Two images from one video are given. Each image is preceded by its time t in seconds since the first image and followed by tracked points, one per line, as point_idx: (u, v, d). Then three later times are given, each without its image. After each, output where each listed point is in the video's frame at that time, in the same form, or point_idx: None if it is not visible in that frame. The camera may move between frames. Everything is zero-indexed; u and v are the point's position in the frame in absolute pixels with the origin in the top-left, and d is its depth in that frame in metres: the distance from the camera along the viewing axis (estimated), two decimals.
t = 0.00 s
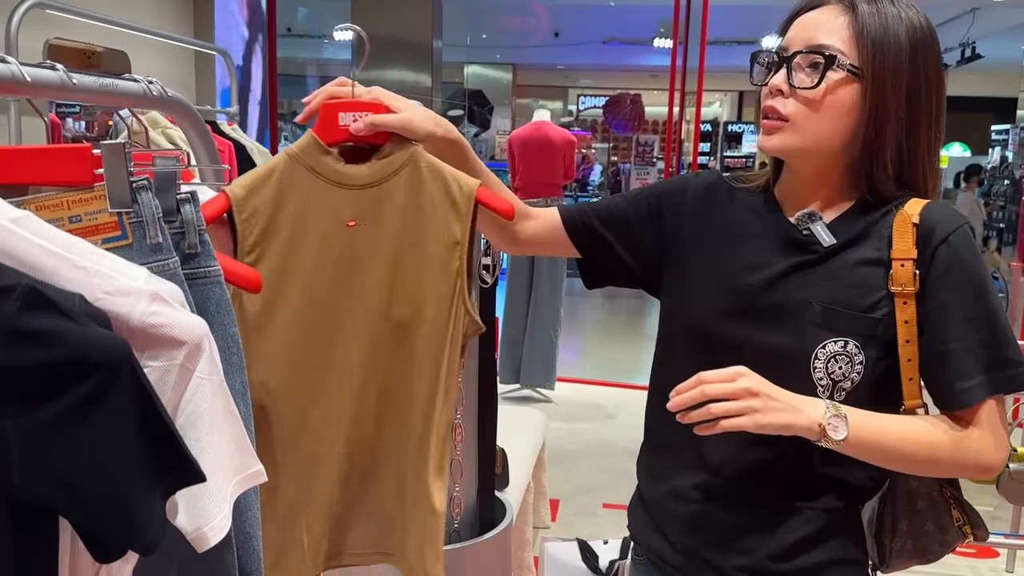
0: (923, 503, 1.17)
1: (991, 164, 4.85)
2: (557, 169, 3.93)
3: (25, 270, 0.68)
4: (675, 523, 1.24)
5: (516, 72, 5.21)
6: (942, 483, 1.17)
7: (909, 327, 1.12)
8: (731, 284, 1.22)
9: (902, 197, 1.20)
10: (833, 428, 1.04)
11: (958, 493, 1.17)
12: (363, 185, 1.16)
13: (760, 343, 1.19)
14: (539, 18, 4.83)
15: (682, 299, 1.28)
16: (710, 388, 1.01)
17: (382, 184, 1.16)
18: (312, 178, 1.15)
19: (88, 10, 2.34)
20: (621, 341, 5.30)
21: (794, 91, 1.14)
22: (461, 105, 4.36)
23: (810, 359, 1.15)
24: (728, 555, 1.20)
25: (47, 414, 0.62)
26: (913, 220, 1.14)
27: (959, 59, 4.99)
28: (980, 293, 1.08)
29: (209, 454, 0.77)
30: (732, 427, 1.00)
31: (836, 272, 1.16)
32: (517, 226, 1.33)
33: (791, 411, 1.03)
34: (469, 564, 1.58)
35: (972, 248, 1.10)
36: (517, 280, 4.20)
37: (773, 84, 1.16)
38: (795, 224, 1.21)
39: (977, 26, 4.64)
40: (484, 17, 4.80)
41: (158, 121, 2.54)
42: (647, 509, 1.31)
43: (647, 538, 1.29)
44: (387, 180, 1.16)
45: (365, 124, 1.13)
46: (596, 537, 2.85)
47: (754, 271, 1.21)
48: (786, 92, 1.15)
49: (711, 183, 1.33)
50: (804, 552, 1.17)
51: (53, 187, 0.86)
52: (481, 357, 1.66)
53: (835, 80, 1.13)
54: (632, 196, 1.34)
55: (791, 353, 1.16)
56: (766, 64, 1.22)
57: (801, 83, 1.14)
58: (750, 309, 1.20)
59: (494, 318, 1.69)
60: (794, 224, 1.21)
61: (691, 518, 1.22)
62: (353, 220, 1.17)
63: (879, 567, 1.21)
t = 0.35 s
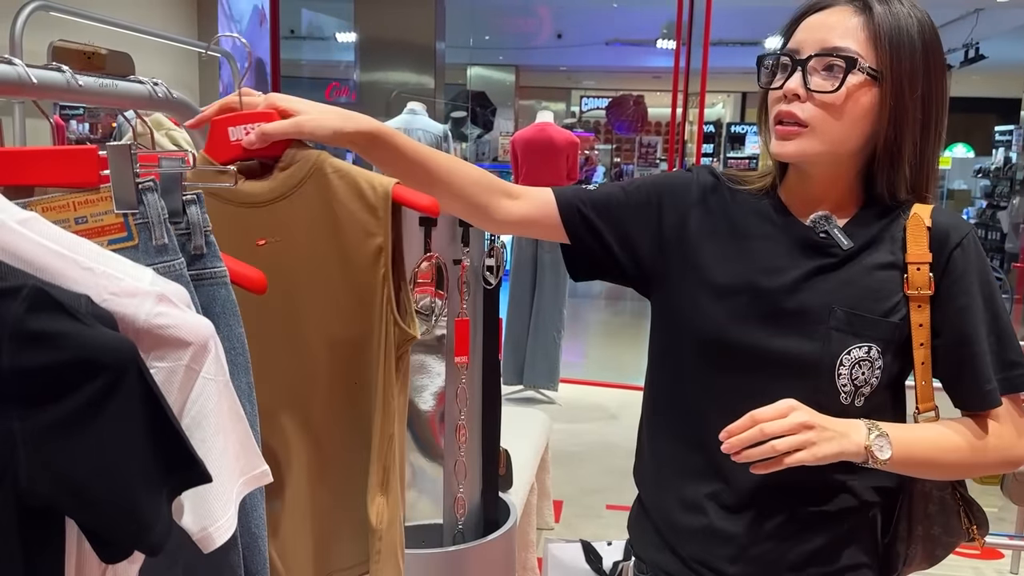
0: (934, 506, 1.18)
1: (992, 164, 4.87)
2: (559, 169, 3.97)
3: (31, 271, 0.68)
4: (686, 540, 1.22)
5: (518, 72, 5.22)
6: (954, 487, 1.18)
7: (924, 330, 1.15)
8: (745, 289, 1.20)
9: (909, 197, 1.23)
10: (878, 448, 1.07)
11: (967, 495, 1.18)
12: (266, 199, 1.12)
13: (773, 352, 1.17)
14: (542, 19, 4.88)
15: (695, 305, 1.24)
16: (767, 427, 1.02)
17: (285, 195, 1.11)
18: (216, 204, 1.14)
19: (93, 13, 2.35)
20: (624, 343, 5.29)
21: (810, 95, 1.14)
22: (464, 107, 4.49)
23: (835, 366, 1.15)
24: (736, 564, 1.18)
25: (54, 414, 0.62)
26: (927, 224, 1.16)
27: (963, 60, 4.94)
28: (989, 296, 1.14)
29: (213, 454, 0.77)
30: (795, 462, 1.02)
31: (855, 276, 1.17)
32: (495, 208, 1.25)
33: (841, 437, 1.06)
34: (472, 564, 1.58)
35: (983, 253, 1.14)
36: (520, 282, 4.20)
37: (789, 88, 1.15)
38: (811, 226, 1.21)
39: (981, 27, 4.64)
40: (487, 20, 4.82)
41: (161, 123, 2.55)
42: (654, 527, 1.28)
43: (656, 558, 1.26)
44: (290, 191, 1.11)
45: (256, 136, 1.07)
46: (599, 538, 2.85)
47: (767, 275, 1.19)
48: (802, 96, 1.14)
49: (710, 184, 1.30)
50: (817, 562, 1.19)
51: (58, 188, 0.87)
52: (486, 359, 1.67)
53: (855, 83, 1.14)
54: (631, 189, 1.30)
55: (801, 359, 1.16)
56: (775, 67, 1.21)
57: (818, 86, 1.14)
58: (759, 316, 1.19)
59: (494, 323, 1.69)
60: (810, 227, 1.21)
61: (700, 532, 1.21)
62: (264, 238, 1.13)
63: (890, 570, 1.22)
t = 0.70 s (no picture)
0: (922, 505, 1.19)
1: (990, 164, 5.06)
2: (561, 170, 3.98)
3: (33, 271, 0.68)
4: (681, 553, 1.19)
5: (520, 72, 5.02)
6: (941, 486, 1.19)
7: (914, 333, 1.16)
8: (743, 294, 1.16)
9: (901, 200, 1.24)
10: (892, 455, 1.07)
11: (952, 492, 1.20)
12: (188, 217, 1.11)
13: (771, 360, 1.14)
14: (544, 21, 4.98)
15: (690, 312, 1.19)
16: (812, 445, 0.99)
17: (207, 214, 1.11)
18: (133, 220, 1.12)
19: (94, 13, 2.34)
20: (625, 344, 5.28)
21: (825, 96, 1.11)
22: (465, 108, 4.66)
23: (834, 372, 1.14)
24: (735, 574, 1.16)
25: (58, 414, 0.62)
26: (919, 227, 1.18)
27: (965, 59, 4.93)
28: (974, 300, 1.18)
29: (215, 455, 0.77)
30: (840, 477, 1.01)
31: (852, 280, 1.16)
32: (471, 211, 1.16)
33: (864, 446, 1.05)
34: (472, 564, 1.58)
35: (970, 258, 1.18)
36: (522, 283, 4.20)
37: (802, 87, 1.11)
38: (806, 228, 1.19)
39: (982, 28, 4.64)
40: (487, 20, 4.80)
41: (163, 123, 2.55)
42: (644, 534, 1.25)
43: (649, 569, 1.23)
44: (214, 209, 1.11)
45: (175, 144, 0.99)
46: (600, 540, 2.85)
47: (759, 279, 1.16)
48: (817, 97, 1.11)
49: (696, 187, 1.24)
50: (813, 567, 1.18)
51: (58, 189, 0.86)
52: (488, 360, 1.67)
53: (869, 87, 1.12)
54: (619, 189, 1.24)
55: (805, 364, 1.14)
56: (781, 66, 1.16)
57: (834, 87, 1.11)
58: (755, 322, 1.16)
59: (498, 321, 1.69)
60: (805, 229, 1.19)
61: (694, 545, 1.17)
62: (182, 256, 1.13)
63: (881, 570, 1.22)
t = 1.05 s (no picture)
0: (903, 507, 1.19)
1: (994, 165, 4.94)
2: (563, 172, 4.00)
3: (36, 274, 0.67)
4: (668, 555, 1.19)
5: (520, 73, 4.81)
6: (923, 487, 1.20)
7: (901, 341, 1.16)
8: (736, 299, 1.15)
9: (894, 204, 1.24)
10: (873, 467, 1.08)
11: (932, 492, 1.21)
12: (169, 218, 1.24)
13: (762, 366, 1.14)
14: (546, 22, 4.92)
15: (678, 316, 1.18)
16: (795, 465, 0.99)
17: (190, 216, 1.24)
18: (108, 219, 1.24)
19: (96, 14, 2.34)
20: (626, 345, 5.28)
21: (818, 96, 1.10)
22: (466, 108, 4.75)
23: (822, 378, 1.14)
24: None
25: (60, 416, 0.62)
26: (910, 235, 1.18)
27: (966, 60, 4.96)
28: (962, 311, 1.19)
29: (219, 457, 0.77)
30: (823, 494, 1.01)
31: (840, 286, 1.16)
32: (454, 209, 1.13)
33: (844, 461, 1.06)
34: (474, 564, 1.58)
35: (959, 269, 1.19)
36: (523, 284, 4.20)
37: (795, 86, 1.11)
38: (798, 233, 1.18)
39: (984, 27, 4.66)
40: (487, 18, 4.74)
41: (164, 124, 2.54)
42: (633, 538, 1.25)
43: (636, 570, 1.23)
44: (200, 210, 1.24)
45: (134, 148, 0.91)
46: (602, 541, 2.84)
47: (751, 284, 1.16)
48: (809, 96, 1.10)
49: (687, 187, 1.24)
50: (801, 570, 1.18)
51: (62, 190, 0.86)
52: (488, 362, 1.67)
53: (863, 87, 1.11)
54: (611, 187, 1.22)
55: (797, 370, 1.14)
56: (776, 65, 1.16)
57: (827, 88, 1.10)
58: (745, 326, 1.15)
59: (500, 321, 1.68)
60: (796, 234, 1.18)
61: (681, 548, 1.17)
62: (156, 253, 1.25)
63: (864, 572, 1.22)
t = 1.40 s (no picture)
0: (896, 508, 1.18)
1: (993, 166, 4.71)
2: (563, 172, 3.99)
3: (35, 275, 0.67)
4: (659, 553, 1.18)
5: (520, 74, 4.79)
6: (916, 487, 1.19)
7: (893, 342, 1.16)
8: (731, 301, 1.15)
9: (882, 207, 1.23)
10: (864, 469, 1.08)
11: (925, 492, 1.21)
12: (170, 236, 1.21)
13: (754, 369, 1.14)
14: (546, 23, 4.88)
15: (670, 319, 1.18)
16: (781, 471, 0.98)
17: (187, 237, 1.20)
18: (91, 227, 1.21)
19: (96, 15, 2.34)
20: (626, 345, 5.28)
21: (795, 96, 1.10)
22: (466, 109, 4.78)
23: (814, 380, 1.14)
24: None
25: (58, 417, 0.62)
26: (902, 236, 1.17)
27: (966, 61, 4.99)
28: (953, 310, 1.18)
29: (219, 458, 0.77)
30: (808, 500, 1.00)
31: (832, 288, 1.16)
32: (445, 221, 1.14)
33: (834, 463, 1.05)
34: (475, 565, 1.57)
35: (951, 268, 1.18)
36: (522, 285, 4.20)
37: (772, 86, 1.10)
38: (788, 235, 1.18)
39: (984, 28, 4.69)
40: (487, 19, 4.78)
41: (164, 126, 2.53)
42: (627, 538, 1.25)
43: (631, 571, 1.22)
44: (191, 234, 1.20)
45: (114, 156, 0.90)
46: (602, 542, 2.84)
47: (749, 288, 1.15)
48: (787, 96, 1.10)
49: (676, 187, 1.24)
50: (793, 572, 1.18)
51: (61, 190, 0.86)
52: (488, 363, 1.67)
53: (841, 85, 1.10)
54: (603, 192, 1.22)
55: (789, 372, 1.14)
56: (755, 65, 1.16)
57: (803, 86, 1.09)
58: (737, 329, 1.15)
59: (499, 322, 1.69)
60: (786, 235, 1.18)
61: (674, 548, 1.17)
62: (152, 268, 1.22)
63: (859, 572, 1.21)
